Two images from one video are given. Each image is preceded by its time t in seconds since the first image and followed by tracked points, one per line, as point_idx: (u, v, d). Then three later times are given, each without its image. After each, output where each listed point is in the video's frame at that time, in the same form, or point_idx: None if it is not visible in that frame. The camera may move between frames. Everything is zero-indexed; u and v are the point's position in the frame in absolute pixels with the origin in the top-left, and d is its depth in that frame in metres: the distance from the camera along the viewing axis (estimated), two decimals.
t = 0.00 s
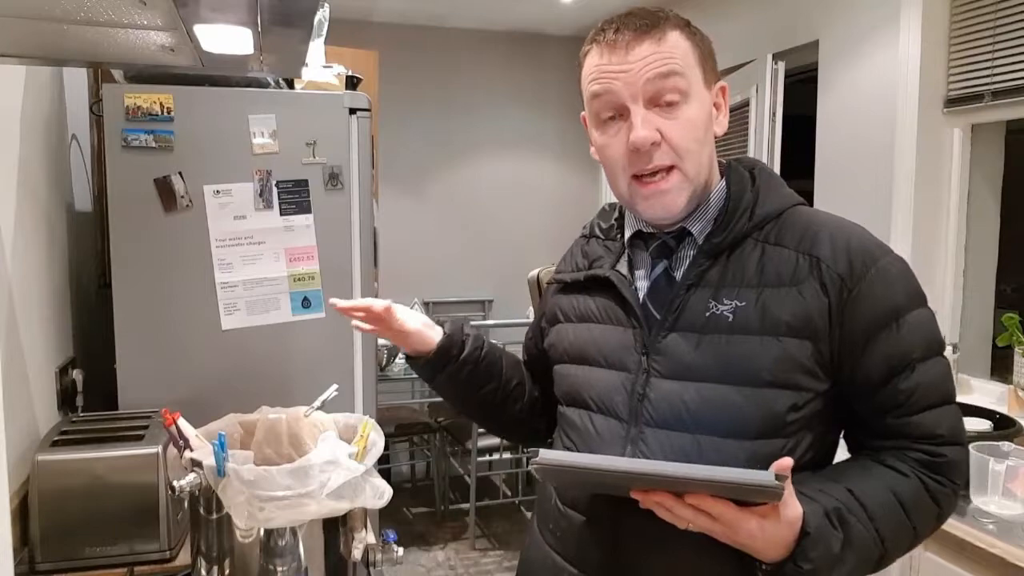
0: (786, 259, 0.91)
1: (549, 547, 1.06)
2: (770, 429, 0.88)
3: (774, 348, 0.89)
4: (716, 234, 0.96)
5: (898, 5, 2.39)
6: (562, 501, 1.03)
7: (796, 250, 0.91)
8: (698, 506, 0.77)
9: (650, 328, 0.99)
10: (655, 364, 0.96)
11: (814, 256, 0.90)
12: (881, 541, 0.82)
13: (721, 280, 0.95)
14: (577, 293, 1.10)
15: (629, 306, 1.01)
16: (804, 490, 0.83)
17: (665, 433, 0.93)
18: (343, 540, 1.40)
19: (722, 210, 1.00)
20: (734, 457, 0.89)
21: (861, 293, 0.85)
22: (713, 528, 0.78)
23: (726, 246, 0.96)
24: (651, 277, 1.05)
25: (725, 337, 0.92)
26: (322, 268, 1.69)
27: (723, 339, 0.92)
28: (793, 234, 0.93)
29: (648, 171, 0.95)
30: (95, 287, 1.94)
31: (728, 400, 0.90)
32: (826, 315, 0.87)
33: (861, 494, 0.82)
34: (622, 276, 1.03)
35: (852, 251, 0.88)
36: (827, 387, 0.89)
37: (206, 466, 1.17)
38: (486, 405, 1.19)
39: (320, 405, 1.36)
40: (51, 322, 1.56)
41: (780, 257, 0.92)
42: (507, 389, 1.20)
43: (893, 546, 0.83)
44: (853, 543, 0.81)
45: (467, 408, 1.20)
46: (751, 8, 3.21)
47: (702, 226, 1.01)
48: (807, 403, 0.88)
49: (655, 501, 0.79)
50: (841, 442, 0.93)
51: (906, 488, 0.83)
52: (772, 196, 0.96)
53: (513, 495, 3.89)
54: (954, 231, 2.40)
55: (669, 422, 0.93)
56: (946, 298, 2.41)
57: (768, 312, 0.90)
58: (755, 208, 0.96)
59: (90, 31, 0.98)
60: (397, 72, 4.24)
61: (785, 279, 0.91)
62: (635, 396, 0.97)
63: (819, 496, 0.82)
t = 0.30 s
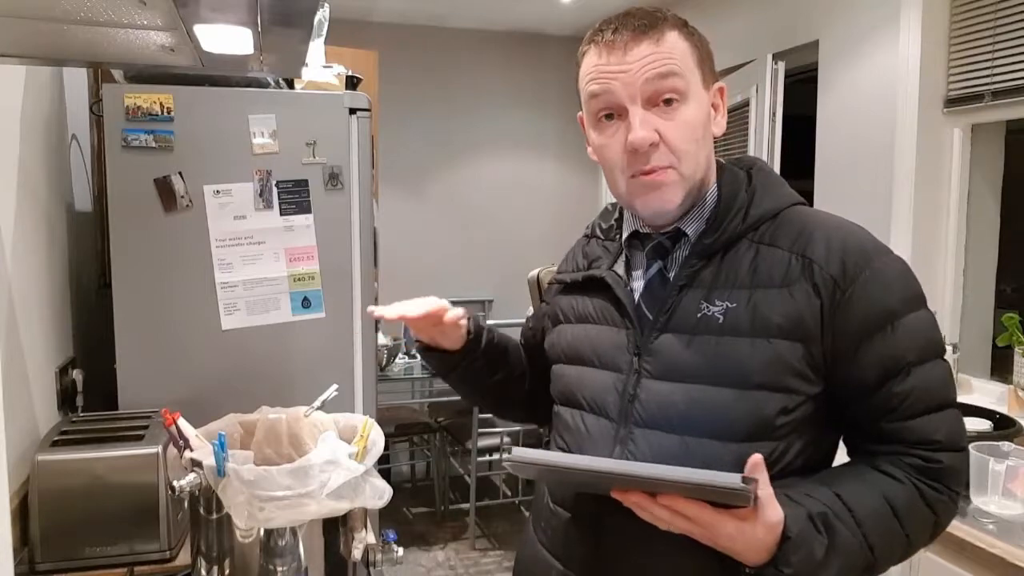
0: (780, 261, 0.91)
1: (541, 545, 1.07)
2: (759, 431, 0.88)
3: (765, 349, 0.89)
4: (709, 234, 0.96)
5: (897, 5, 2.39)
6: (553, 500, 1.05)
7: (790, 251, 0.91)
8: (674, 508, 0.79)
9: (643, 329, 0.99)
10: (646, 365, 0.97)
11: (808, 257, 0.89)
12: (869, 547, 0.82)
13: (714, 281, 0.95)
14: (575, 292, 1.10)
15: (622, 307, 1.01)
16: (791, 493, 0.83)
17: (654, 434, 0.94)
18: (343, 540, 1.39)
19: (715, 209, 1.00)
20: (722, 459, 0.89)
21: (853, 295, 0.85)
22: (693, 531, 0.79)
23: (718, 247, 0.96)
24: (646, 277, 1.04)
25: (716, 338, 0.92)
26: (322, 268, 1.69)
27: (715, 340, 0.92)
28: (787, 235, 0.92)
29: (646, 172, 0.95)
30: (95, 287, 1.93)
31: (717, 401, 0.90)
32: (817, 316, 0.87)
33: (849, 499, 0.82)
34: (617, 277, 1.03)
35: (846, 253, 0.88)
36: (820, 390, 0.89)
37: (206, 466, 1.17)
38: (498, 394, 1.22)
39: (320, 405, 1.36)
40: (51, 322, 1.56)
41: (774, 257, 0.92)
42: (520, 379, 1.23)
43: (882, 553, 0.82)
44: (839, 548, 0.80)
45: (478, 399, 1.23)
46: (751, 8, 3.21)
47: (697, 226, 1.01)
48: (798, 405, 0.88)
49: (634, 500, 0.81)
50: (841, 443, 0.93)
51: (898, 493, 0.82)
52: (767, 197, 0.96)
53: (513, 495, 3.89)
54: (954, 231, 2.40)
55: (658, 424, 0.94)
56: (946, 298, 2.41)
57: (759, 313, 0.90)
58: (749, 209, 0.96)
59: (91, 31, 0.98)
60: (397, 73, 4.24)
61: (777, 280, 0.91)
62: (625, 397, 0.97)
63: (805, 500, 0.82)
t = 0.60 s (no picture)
0: (778, 259, 0.91)
1: (543, 548, 1.06)
2: (759, 431, 0.88)
3: (764, 348, 0.89)
4: (707, 234, 0.97)
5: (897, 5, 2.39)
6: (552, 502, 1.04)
7: (788, 249, 0.91)
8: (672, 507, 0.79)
9: (643, 330, 0.99)
10: (646, 365, 0.97)
11: (808, 255, 0.89)
12: (874, 546, 0.82)
13: (712, 280, 0.95)
14: (576, 294, 1.10)
15: (622, 308, 1.01)
16: (792, 493, 0.84)
17: (654, 434, 0.94)
18: (343, 540, 1.38)
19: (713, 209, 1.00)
20: (722, 459, 0.89)
21: (852, 292, 0.85)
22: (690, 530, 0.80)
23: (717, 246, 0.96)
24: (646, 278, 1.05)
25: (716, 338, 0.92)
26: (322, 268, 1.69)
27: (714, 340, 0.92)
28: (785, 233, 0.93)
29: (640, 172, 0.95)
30: (95, 288, 1.94)
31: (717, 400, 0.90)
32: (817, 314, 0.87)
33: (851, 498, 0.82)
34: (616, 278, 1.03)
35: (845, 250, 0.88)
36: (820, 389, 0.89)
37: (206, 466, 1.17)
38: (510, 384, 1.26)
39: (320, 405, 1.36)
40: (51, 322, 1.56)
41: (772, 256, 0.92)
42: (533, 368, 1.27)
43: (886, 553, 0.82)
44: (842, 548, 0.81)
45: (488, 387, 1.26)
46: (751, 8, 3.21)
47: (696, 226, 1.01)
48: (799, 405, 0.88)
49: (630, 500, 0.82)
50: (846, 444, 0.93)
51: (902, 492, 0.82)
52: (766, 195, 0.96)
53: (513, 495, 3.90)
54: (954, 231, 2.40)
55: (658, 424, 0.94)
56: (946, 298, 2.41)
57: (758, 311, 0.90)
58: (748, 207, 0.96)
59: (91, 31, 0.98)
60: (397, 73, 4.24)
61: (776, 278, 0.91)
62: (625, 398, 0.97)
63: (806, 499, 0.82)
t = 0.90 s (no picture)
0: (783, 259, 0.92)
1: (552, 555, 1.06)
2: (767, 431, 0.88)
3: (770, 348, 0.89)
4: (711, 234, 0.96)
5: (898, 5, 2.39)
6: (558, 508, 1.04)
7: (793, 249, 0.92)
8: (684, 507, 0.78)
9: (647, 332, 0.99)
10: (651, 366, 0.96)
11: (812, 254, 0.90)
12: (883, 544, 0.82)
13: (717, 280, 0.95)
14: (577, 296, 1.10)
15: (626, 309, 1.01)
16: (802, 492, 0.83)
17: (661, 436, 0.94)
18: (343, 540, 1.38)
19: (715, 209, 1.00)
20: (730, 460, 0.89)
21: (858, 291, 0.85)
22: (703, 531, 0.79)
23: (722, 246, 0.96)
24: (649, 279, 1.05)
25: (721, 338, 0.92)
26: (322, 268, 1.69)
27: (720, 340, 0.92)
28: (790, 233, 0.93)
29: (640, 168, 0.95)
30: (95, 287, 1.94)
31: (725, 401, 0.90)
32: (823, 313, 0.87)
33: (860, 497, 0.82)
34: (620, 281, 1.03)
35: (850, 249, 0.88)
36: (827, 389, 0.88)
37: (205, 466, 1.17)
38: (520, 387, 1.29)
39: (320, 405, 1.36)
40: (51, 322, 1.56)
41: (777, 256, 0.92)
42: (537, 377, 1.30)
43: (895, 550, 0.82)
44: (854, 548, 0.80)
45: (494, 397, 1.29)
46: (751, 8, 3.21)
47: (699, 226, 1.01)
48: (806, 405, 0.88)
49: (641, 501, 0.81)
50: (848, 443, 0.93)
51: (910, 490, 0.82)
52: (770, 195, 0.96)
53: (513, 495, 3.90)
54: (954, 231, 2.40)
55: (664, 425, 0.94)
56: (946, 298, 2.41)
57: (764, 312, 0.91)
58: (752, 207, 0.96)
59: (91, 31, 0.98)
60: (397, 73, 4.24)
61: (781, 278, 0.91)
62: (631, 400, 0.97)
63: (816, 499, 0.81)
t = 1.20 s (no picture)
0: (791, 260, 0.92)
1: (562, 560, 1.05)
2: (783, 430, 0.88)
3: (783, 347, 0.89)
4: (720, 235, 0.96)
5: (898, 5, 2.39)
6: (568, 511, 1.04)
7: (801, 249, 0.92)
8: (717, 509, 0.75)
9: (657, 333, 0.98)
10: (663, 368, 0.95)
11: (820, 254, 0.91)
12: (899, 538, 0.82)
13: (726, 281, 0.95)
14: (577, 299, 1.09)
15: (633, 311, 1.00)
16: (821, 490, 0.83)
17: (676, 437, 0.93)
18: (343, 540, 1.38)
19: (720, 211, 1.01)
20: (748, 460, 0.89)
21: (867, 290, 0.86)
22: (733, 532, 0.76)
23: (730, 247, 0.96)
24: (656, 281, 1.04)
25: (733, 339, 0.92)
26: (322, 268, 1.69)
27: (732, 341, 0.92)
28: (796, 234, 0.94)
29: (638, 173, 0.95)
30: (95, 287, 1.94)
31: (740, 401, 0.90)
32: (833, 312, 0.88)
33: (877, 493, 0.82)
34: (626, 282, 1.02)
35: (856, 249, 0.89)
36: (836, 387, 0.89)
37: (205, 466, 1.17)
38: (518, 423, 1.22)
39: (320, 405, 1.36)
40: (51, 322, 1.56)
41: (785, 257, 0.93)
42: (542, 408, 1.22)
43: (910, 543, 0.83)
44: (875, 544, 0.80)
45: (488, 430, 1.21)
46: (751, 8, 3.21)
47: (704, 227, 1.00)
48: (818, 403, 0.88)
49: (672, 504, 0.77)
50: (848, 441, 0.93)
51: (921, 485, 0.83)
52: (772, 197, 0.97)
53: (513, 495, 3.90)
54: (954, 231, 2.40)
55: (679, 426, 0.93)
56: (947, 298, 2.41)
57: (775, 312, 0.91)
58: (758, 208, 0.97)
59: (91, 31, 0.98)
60: (397, 73, 4.24)
61: (791, 279, 0.91)
62: (644, 402, 0.96)
63: (836, 497, 0.81)
